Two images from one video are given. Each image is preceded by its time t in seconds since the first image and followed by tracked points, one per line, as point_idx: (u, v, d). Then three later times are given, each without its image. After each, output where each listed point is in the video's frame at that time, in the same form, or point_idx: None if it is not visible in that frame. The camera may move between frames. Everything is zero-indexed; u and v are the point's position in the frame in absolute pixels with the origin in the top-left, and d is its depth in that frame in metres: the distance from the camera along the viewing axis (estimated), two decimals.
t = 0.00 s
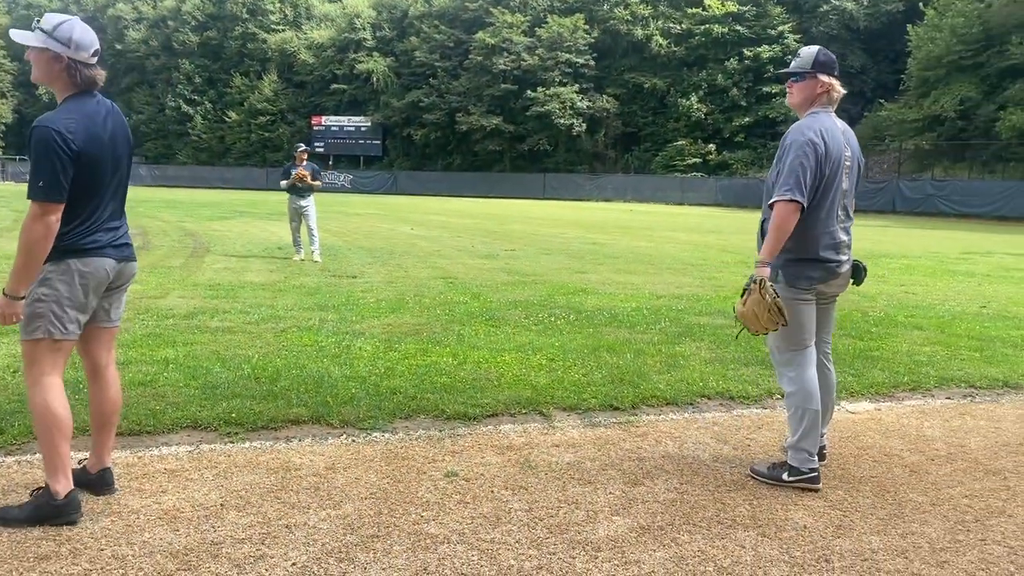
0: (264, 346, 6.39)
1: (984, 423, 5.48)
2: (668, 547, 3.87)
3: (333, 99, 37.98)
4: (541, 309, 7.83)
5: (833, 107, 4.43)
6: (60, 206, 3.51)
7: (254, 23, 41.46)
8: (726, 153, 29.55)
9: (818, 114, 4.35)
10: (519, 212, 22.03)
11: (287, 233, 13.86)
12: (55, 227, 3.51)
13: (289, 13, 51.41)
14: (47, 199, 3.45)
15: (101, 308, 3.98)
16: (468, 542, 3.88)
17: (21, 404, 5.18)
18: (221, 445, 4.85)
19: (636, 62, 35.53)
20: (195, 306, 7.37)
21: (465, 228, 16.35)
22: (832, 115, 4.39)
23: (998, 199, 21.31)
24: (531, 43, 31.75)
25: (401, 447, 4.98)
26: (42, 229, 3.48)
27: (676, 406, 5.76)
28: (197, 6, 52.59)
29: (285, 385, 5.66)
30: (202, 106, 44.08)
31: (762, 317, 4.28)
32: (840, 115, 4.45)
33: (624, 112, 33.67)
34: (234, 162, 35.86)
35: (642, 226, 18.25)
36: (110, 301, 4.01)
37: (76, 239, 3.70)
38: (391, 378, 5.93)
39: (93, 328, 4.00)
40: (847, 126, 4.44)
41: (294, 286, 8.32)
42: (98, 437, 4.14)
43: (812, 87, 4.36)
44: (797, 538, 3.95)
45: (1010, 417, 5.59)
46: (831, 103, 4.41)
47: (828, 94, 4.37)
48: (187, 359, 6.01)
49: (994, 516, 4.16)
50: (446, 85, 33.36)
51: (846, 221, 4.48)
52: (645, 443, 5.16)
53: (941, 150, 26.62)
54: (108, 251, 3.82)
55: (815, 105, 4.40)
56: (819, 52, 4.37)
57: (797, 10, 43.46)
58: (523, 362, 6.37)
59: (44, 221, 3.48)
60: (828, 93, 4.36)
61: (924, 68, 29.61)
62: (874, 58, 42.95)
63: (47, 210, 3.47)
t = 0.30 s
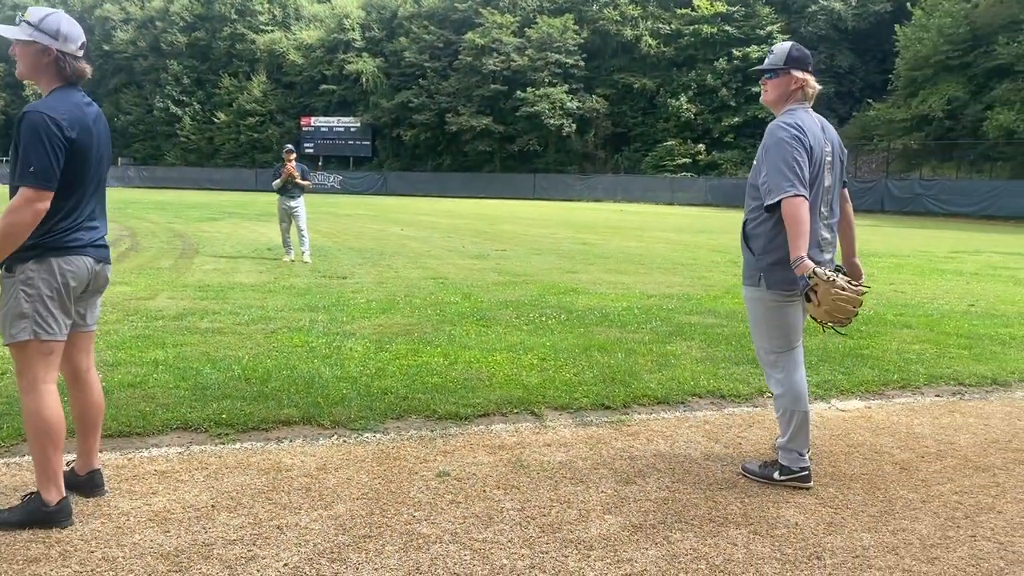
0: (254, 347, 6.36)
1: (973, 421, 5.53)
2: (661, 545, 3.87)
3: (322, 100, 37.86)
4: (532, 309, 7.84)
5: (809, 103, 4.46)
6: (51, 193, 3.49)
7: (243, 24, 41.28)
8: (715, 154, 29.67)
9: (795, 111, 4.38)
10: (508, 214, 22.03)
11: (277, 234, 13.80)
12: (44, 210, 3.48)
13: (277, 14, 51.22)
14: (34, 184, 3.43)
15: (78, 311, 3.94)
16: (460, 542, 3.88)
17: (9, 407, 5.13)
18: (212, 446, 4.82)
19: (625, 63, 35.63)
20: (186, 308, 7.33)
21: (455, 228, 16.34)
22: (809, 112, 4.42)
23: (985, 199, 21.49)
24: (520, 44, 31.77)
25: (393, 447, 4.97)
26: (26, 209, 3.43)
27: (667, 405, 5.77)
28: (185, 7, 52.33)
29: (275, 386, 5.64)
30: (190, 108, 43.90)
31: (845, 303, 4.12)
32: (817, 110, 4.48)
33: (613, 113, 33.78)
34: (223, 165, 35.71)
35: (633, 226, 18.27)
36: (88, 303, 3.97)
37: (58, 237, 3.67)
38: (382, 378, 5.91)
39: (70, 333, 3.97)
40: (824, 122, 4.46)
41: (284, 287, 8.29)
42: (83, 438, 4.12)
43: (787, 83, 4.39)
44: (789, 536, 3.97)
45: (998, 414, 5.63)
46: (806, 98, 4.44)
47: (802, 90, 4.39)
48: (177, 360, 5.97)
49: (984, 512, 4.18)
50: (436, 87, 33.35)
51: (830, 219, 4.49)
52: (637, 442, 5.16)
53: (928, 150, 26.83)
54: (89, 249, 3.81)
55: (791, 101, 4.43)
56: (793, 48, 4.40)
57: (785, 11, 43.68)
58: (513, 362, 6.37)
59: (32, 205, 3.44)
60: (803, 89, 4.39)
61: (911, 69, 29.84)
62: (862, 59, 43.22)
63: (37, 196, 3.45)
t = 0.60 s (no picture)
0: (250, 348, 6.34)
1: (969, 420, 5.56)
2: (659, 544, 3.88)
3: (315, 102, 37.79)
4: (528, 309, 7.86)
5: (801, 101, 4.47)
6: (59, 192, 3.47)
7: (237, 26, 41.23)
8: (707, 156, 29.78)
9: (787, 111, 4.40)
10: (503, 215, 22.02)
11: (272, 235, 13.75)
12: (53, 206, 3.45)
13: (271, 15, 51.08)
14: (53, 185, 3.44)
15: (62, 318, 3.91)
16: (458, 542, 3.88)
17: (5, 408, 5.11)
18: (210, 447, 4.81)
19: (618, 65, 35.72)
20: (182, 309, 7.32)
21: (451, 230, 16.36)
22: (801, 110, 4.43)
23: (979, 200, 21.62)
24: (514, 46, 31.81)
25: (391, 447, 4.97)
26: (29, 205, 3.38)
27: (664, 405, 5.79)
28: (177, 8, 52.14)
29: (273, 387, 5.63)
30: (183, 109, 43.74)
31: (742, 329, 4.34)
32: (810, 108, 4.49)
33: (608, 114, 33.90)
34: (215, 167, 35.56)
35: (628, 227, 18.32)
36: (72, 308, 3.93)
37: (51, 241, 3.65)
38: (379, 379, 5.92)
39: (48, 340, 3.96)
40: (817, 120, 4.47)
41: (281, 288, 8.28)
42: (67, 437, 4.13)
43: (776, 82, 4.41)
44: (786, 535, 3.99)
45: (993, 414, 5.67)
46: (798, 98, 4.45)
47: (793, 89, 4.41)
48: (174, 361, 5.95)
49: (980, 511, 4.22)
50: (431, 89, 33.39)
51: (825, 219, 4.50)
52: (635, 443, 5.17)
53: (919, 152, 26.99)
54: (79, 254, 3.80)
55: (783, 101, 4.45)
56: (783, 47, 4.42)
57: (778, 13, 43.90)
58: (510, 362, 6.39)
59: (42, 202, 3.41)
60: (792, 86, 4.41)
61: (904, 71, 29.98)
62: (855, 61, 43.42)
63: (46, 195, 3.42)
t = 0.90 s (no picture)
0: (251, 349, 6.34)
1: (968, 422, 5.58)
2: (661, 545, 3.88)
3: (313, 104, 37.79)
4: (528, 311, 7.87)
5: (800, 101, 4.47)
6: (42, 198, 3.45)
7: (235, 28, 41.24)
8: (705, 158, 29.86)
9: (783, 113, 4.41)
10: (501, 216, 22.04)
11: (272, 236, 13.76)
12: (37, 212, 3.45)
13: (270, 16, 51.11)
14: (20, 193, 3.37)
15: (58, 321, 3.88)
16: (460, 542, 3.88)
17: (6, 410, 5.11)
18: (210, 448, 4.80)
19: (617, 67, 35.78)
20: (183, 310, 7.33)
21: (451, 231, 16.40)
22: (798, 111, 4.44)
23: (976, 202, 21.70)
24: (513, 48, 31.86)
25: (392, 447, 4.97)
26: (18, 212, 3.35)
27: (664, 406, 5.80)
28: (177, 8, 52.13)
29: (274, 387, 5.63)
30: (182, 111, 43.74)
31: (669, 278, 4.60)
32: (808, 108, 4.50)
33: (607, 116, 33.89)
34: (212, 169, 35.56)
35: (627, 228, 18.36)
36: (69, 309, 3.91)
37: (52, 245, 3.64)
38: (379, 380, 5.92)
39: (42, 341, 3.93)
40: (815, 121, 4.47)
41: (281, 290, 8.28)
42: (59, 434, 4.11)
43: (772, 83, 4.44)
44: (787, 535, 4.00)
45: (993, 415, 5.69)
46: (797, 98, 4.45)
47: (789, 89, 4.42)
48: (174, 362, 5.96)
49: (980, 512, 4.23)
50: (430, 90, 33.40)
51: (825, 221, 4.50)
52: (636, 444, 5.18)
53: (916, 154, 27.06)
54: (82, 256, 3.80)
55: (780, 101, 4.46)
56: (781, 49, 4.43)
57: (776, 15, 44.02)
58: (511, 363, 6.40)
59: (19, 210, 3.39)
60: (788, 87, 4.42)
61: (902, 73, 30.05)
62: (853, 63, 43.53)
63: (26, 201, 3.39)
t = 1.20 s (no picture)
0: (252, 349, 6.34)
1: (970, 423, 5.57)
2: (663, 545, 3.87)
3: (315, 105, 37.82)
4: (529, 312, 7.87)
5: (799, 100, 4.46)
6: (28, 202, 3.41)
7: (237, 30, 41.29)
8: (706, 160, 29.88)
9: (780, 113, 4.41)
10: (502, 218, 22.06)
11: (273, 236, 13.78)
12: (13, 215, 3.43)
13: (271, 18, 51.23)
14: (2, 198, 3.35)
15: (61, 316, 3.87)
16: (462, 541, 3.86)
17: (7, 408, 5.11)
18: (211, 447, 4.80)
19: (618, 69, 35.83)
20: (185, 310, 7.33)
21: (452, 232, 16.42)
22: (795, 111, 4.42)
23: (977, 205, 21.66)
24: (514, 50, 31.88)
25: (393, 447, 4.96)
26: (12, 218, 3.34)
27: (666, 407, 5.80)
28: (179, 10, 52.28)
29: (275, 387, 5.62)
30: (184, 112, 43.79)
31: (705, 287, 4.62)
32: (807, 107, 4.47)
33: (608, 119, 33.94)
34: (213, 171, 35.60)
35: (628, 230, 18.39)
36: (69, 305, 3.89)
37: (55, 243, 3.63)
38: (380, 380, 5.91)
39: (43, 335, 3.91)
40: (813, 120, 4.45)
41: (283, 290, 8.28)
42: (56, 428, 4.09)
43: (770, 84, 4.46)
44: (790, 535, 3.99)
45: (996, 416, 5.68)
46: (796, 97, 4.44)
47: (787, 89, 4.42)
48: (176, 362, 5.96)
49: (983, 512, 4.22)
50: (431, 92, 33.47)
51: (825, 220, 4.49)
52: (638, 444, 5.17)
53: (917, 157, 27.08)
54: (85, 252, 3.79)
55: (778, 101, 4.46)
56: (779, 49, 4.43)
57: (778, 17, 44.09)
58: (512, 363, 6.39)
59: None
60: (785, 87, 4.42)
61: (903, 76, 30.05)
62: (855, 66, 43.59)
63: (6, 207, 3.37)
